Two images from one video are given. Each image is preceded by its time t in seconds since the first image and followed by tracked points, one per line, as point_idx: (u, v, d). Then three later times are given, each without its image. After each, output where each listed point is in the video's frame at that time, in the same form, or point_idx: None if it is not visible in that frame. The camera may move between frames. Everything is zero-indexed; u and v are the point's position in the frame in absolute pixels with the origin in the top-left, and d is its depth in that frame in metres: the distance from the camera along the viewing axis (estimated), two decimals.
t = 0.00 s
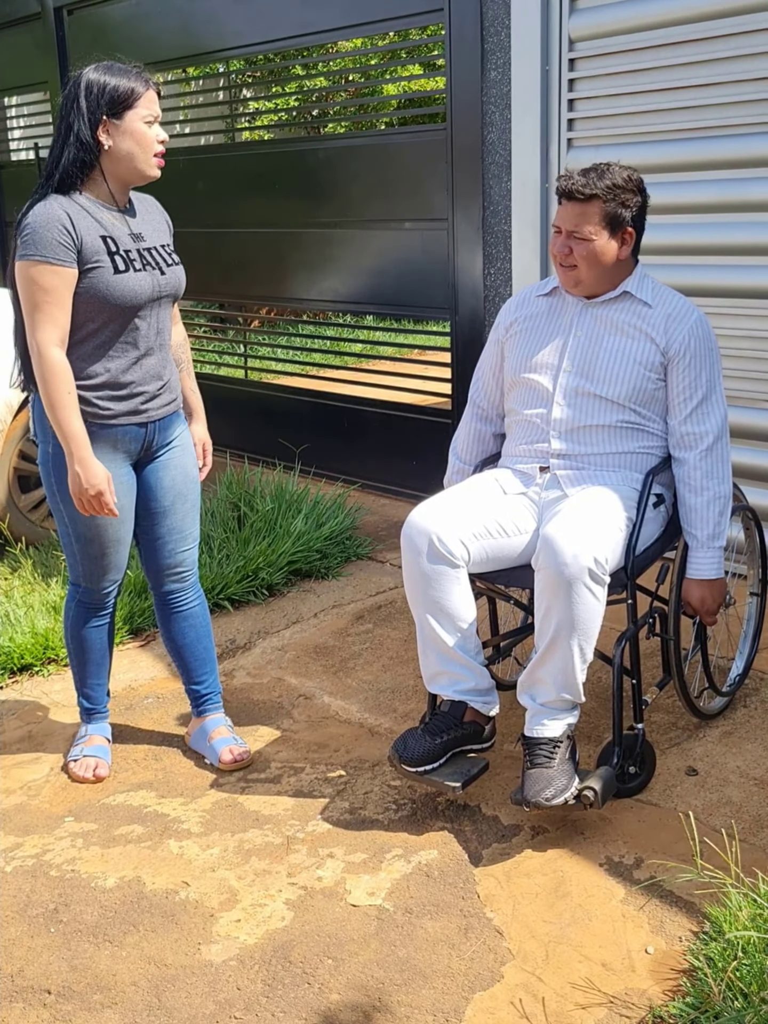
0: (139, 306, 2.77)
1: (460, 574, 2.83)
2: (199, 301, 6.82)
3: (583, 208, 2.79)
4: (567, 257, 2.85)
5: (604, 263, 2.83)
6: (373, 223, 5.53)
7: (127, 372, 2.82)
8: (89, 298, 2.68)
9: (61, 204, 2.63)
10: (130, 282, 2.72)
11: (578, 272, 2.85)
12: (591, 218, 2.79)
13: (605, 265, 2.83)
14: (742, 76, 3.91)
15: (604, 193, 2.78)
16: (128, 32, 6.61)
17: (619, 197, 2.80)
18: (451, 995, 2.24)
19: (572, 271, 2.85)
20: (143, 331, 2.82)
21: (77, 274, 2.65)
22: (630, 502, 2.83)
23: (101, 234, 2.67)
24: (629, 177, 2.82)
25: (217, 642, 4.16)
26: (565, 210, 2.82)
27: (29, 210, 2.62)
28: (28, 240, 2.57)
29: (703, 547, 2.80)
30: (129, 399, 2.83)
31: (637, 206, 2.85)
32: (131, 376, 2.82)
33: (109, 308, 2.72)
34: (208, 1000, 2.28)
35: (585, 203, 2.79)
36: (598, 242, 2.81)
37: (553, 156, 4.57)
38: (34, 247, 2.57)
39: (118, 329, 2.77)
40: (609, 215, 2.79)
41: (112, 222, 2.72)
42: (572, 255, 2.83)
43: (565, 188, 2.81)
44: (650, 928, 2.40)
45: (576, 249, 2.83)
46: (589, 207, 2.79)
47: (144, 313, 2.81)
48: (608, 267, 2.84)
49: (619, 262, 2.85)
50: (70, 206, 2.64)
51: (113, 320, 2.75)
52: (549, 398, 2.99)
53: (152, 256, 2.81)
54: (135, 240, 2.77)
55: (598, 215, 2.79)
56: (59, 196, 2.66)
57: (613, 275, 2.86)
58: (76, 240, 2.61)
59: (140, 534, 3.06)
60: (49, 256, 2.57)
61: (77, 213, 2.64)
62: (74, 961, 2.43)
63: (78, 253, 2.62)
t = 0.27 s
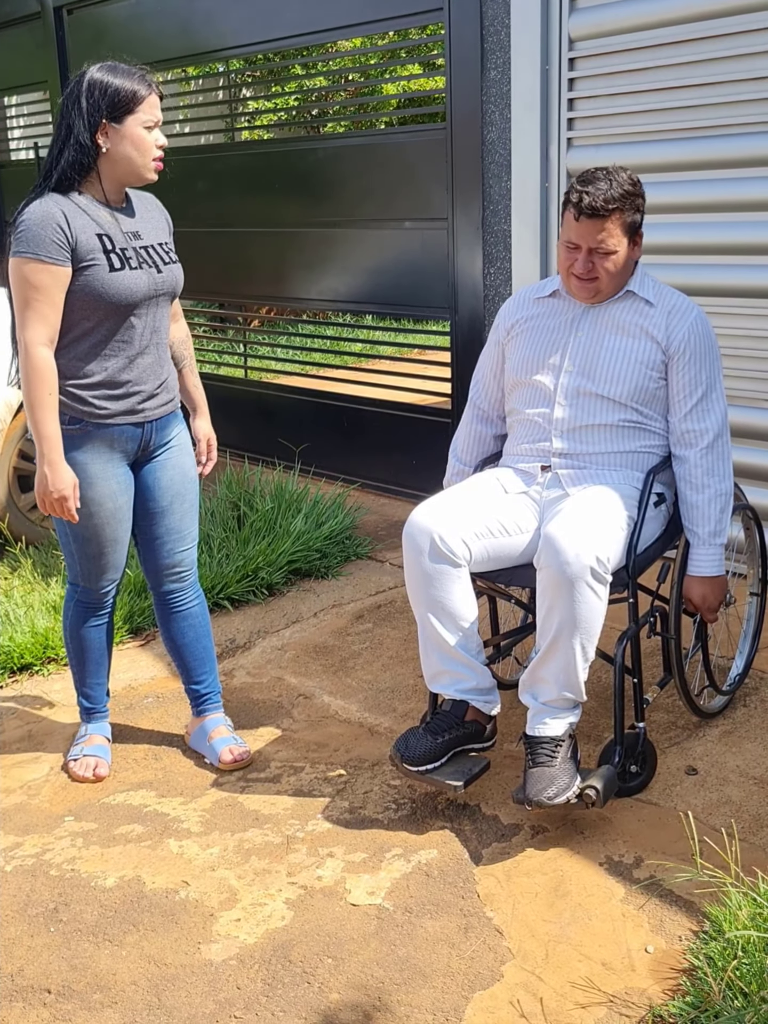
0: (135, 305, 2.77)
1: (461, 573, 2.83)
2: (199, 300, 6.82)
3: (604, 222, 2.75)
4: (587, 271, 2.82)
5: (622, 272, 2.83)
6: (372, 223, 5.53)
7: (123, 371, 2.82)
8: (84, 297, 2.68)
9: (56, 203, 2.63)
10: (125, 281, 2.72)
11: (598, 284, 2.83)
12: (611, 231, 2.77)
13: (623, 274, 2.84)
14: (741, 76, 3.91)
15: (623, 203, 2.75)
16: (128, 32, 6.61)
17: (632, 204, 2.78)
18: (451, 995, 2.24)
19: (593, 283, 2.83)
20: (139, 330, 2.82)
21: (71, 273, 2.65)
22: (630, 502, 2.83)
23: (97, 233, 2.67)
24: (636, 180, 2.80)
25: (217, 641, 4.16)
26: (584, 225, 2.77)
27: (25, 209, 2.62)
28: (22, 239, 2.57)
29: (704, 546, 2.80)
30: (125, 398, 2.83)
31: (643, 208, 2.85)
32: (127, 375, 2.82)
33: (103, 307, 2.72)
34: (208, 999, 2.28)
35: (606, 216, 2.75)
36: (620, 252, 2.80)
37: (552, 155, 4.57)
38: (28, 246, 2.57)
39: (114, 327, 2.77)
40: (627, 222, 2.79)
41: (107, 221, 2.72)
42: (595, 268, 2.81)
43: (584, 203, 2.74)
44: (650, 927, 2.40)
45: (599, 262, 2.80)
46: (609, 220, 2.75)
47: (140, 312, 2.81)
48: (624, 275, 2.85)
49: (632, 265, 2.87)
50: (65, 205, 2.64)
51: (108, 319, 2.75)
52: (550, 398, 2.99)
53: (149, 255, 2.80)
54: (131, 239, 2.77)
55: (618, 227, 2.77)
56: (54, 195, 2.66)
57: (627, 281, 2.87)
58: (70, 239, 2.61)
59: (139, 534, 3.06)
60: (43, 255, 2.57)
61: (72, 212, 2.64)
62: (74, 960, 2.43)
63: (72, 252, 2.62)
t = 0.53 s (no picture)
0: (129, 304, 2.76)
1: (456, 573, 2.83)
2: (198, 299, 6.82)
3: (615, 231, 2.73)
4: (597, 278, 2.80)
5: (630, 280, 2.82)
6: (371, 222, 5.52)
7: (118, 371, 2.81)
8: (77, 296, 2.68)
9: (50, 202, 2.64)
10: (119, 280, 2.72)
11: (606, 291, 2.82)
12: (623, 240, 2.75)
13: (631, 281, 2.83)
14: (741, 75, 3.91)
15: (637, 212, 2.73)
16: (127, 31, 6.61)
17: (643, 212, 2.76)
18: (450, 994, 2.24)
19: (601, 290, 2.82)
20: (133, 329, 2.82)
21: (65, 271, 2.65)
22: (627, 503, 2.83)
23: (90, 232, 2.67)
24: (646, 185, 2.77)
25: (216, 640, 4.15)
26: (595, 233, 2.74)
27: (19, 208, 2.62)
28: (15, 237, 2.58)
29: (701, 549, 2.79)
30: (119, 397, 2.83)
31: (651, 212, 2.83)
32: (122, 374, 2.82)
33: (97, 306, 2.72)
34: (206, 998, 2.28)
35: (617, 225, 2.72)
36: (630, 260, 2.79)
37: (551, 155, 4.57)
38: (21, 244, 2.57)
39: (108, 326, 2.77)
40: (639, 229, 2.77)
41: (102, 221, 2.72)
42: (604, 276, 2.79)
43: (600, 211, 2.71)
44: (649, 926, 2.40)
45: (609, 269, 2.79)
46: (621, 229, 2.73)
47: (135, 311, 2.80)
48: (632, 282, 2.84)
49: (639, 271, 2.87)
50: (59, 204, 2.64)
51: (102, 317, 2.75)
52: (549, 399, 2.99)
53: (144, 254, 2.80)
54: (126, 238, 2.77)
55: (629, 235, 2.75)
56: (49, 194, 2.66)
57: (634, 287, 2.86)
58: (64, 237, 2.61)
59: (135, 534, 3.06)
60: (36, 253, 2.58)
61: (66, 211, 2.64)
62: (73, 960, 2.43)
63: (66, 250, 2.62)
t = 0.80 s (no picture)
0: (125, 302, 2.76)
1: (449, 570, 2.82)
2: (197, 298, 6.81)
3: (617, 228, 2.74)
4: (596, 275, 2.80)
5: (628, 280, 2.83)
6: (370, 221, 5.52)
7: (114, 369, 2.81)
8: (74, 294, 2.68)
9: (46, 200, 2.63)
10: (115, 278, 2.71)
11: (605, 289, 2.82)
12: (624, 238, 2.75)
13: (629, 281, 2.83)
14: (741, 74, 3.91)
15: (640, 211, 2.74)
16: (126, 30, 6.60)
17: (644, 212, 2.77)
18: (450, 994, 2.24)
19: (599, 287, 2.82)
20: (130, 327, 2.81)
21: (61, 270, 2.65)
22: (622, 503, 2.83)
23: (87, 231, 2.67)
24: (648, 187, 2.79)
25: (215, 640, 4.15)
26: (598, 228, 2.74)
27: (15, 206, 2.62)
28: (11, 235, 2.58)
29: (695, 554, 2.79)
30: (116, 396, 2.83)
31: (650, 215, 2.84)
32: (119, 373, 2.82)
33: (93, 304, 2.71)
34: (206, 997, 2.28)
35: (620, 222, 2.73)
36: (629, 259, 2.79)
37: (551, 155, 4.57)
38: (17, 243, 2.57)
39: (105, 325, 2.77)
40: (640, 229, 2.78)
41: (98, 219, 2.72)
42: (603, 272, 2.79)
43: (603, 203, 2.71)
44: (649, 925, 2.40)
45: (608, 265, 2.78)
46: (623, 226, 2.74)
47: (131, 309, 2.80)
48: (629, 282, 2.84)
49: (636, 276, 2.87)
50: (55, 202, 2.64)
51: (99, 315, 2.74)
52: (547, 398, 2.99)
53: (140, 253, 2.80)
54: (122, 237, 2.76)
55: (630, 234, 2.75)
56: (45, 193, 2.66)
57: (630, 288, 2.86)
58: (60, 236, 2.61)
59: (133, 534, 3.06)
60: (32, 252, 2.57)
61: (62, 209, 2.64)
62: (72, 959, 2.43)
63: (62, 249, 2.62)
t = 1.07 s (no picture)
0: (122, 301, 2.76)
1: (464, 570, 2.82)
2: (196, 297, 6.81)
3: (593, 220, 2.76)
4: (578, 269, 2.81)
5: (612, 273, 2.82)
6: (370, 221, 5.52)
7: (112, 368, 2.81)
8: (71, 293, 2.68)
9: (42, 199, 2.63)
10: (112, 277, 2.71)
11: (588, 283, 2.82)
12: (601, 230, 2.77)
13: (613, 274, 2.83)
14: (740, 73, 3.90)
15: (616, 201, 2.76)
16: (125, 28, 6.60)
17: (622, 205, 2.79)
18: (449, 993, 2.24)
19: (583, 281, 2.82)
20: (127, 327, 2.81)
21: (58, 269, 2.64)
22: (633, 498, 2.83)
23: (83, 230, 2.67)
24: (626, 182, 2.81)
25: (214, 639, 4.15)
26: (573, 221, 2.77)
27: (11, 205, 2.62)
28: (8, 234, 2.57)
29: (707, 536, 2.79)
30: (114, 395, 2.82)
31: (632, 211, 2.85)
32: (116, 372, 2.82)
33: (90, 303, 2.71)
34: (205, 997, 2.28)
35: (595, 214, 2.75)
36: (610, 252, 2.80)
37: (550, 154, 4.57)
38: (14, 242, 2.57)
39: (102, 324, 2.77)
40: (618, 223, 2.79)
41: (94, 219, 2.72)
42: (586, 267, 2.80)
43: (577, 198, 2.74)
44: (648, 924, 2.40)
45: (589, 259, 2.80)
46: (599, 217, 2.76)
47: (128, 308, 2.80)
48: (614, 277, 2.84)
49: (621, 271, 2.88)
50: (51, 201, 2.64)
51: (95, 314, 2.74)
52: (550, 397, 2.99)
53: (137, 252, 2.80)
54: (118, 236, 2.76)
55: (607, 225, 2.77)
56: (42, 192, 2.66)
57: (616, 281, 2.86)
58: (57, 235, 2.61)
59: (131, 533, 3.05)
60: (29, 251, 2.57)
61: (58, 208, 2.64)
62: (71, 958, 2.42)
63: (58, 248, 2.62)
